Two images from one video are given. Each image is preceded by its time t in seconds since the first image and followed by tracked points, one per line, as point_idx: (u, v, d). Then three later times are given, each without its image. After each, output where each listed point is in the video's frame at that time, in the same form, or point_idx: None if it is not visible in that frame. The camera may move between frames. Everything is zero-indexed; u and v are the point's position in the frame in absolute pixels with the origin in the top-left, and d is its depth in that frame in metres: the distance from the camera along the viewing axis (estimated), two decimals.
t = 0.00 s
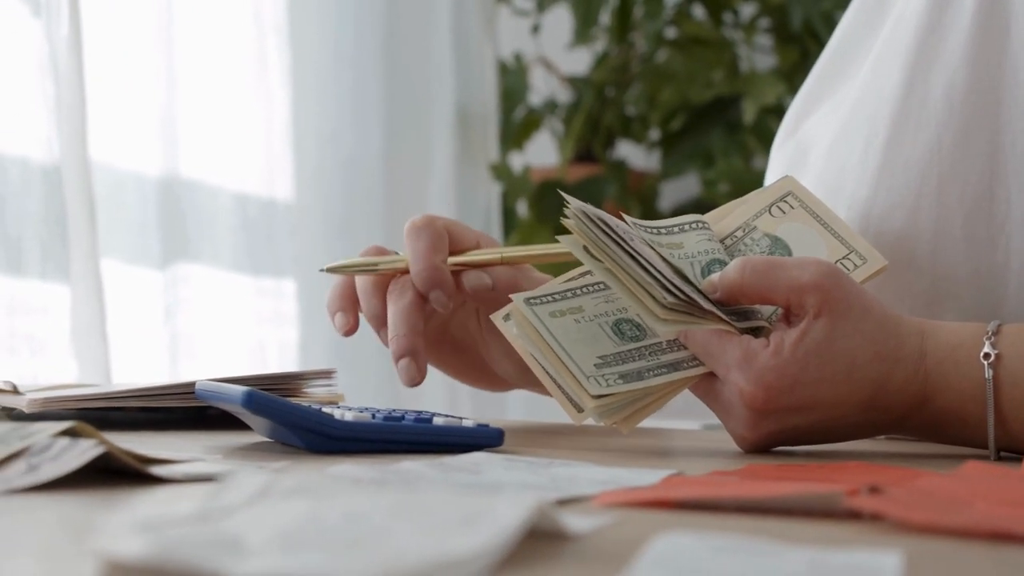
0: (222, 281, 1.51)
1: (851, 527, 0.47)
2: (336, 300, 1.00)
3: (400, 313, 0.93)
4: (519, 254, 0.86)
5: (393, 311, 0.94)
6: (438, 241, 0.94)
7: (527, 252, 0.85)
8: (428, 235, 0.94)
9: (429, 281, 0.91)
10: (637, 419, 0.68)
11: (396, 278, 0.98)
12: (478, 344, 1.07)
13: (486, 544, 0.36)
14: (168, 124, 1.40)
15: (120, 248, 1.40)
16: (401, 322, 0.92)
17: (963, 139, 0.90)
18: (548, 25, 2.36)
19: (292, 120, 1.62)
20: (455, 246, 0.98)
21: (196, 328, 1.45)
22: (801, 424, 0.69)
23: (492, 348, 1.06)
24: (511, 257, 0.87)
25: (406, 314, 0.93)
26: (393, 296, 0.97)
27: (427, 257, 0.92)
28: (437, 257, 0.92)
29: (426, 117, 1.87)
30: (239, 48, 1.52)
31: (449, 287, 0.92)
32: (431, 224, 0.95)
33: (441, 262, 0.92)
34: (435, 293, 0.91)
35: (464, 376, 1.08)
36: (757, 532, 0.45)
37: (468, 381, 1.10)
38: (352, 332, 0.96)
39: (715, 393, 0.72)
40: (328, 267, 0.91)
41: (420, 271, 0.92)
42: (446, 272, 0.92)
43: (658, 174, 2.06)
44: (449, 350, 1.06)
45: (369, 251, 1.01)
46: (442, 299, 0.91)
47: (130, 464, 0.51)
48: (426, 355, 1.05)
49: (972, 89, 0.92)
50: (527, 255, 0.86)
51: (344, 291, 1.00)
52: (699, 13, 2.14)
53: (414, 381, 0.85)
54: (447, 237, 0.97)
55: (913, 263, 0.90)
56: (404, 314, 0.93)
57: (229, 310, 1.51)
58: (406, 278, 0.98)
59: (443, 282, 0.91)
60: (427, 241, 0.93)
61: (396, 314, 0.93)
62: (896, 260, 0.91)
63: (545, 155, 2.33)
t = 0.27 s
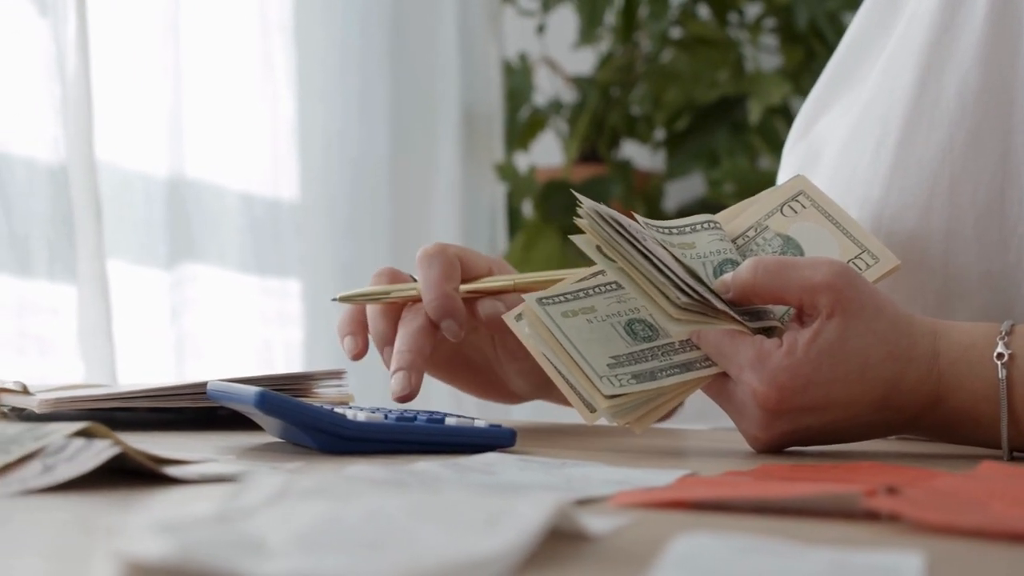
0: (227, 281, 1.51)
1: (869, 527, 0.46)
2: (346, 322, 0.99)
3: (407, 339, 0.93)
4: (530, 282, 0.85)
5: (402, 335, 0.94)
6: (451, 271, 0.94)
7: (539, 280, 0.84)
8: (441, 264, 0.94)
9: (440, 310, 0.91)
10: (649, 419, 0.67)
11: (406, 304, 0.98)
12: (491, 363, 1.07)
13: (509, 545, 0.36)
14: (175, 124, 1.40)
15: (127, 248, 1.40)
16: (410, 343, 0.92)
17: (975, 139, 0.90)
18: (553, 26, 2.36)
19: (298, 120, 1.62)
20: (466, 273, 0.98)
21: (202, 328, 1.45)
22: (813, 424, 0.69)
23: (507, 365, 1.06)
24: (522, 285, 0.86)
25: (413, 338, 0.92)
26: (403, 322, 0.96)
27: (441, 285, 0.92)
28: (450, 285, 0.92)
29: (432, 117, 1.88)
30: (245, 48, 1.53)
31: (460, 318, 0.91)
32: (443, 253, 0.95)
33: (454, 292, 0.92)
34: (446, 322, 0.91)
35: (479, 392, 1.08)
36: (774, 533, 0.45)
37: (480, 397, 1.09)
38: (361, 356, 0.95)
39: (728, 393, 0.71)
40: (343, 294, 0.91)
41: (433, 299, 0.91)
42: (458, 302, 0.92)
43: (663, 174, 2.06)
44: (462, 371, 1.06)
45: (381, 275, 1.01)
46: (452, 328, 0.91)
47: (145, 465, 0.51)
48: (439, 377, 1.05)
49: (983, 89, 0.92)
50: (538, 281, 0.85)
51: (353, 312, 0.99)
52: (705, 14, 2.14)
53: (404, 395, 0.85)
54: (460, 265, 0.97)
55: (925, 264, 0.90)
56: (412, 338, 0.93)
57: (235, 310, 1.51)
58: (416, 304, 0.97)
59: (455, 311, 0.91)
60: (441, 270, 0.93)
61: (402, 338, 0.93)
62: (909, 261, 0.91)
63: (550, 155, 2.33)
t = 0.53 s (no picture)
0: (232, 281, 1.50)
1: (883, 530, 0.46)
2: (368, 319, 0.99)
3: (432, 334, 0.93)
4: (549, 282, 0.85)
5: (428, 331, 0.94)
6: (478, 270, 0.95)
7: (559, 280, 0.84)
8: (468, 262, 0.95)
9: (468, 306, 0.92)
10: (660, 421, 0.67)
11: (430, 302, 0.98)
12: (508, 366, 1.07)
13: (526, 548, 0.36)
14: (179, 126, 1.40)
15: (131, 249, 1.40)
16: (434, 339, 0.92)
17: (986, 141, 0.90)
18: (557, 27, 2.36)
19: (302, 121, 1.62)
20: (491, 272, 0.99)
21: (206, 329, 1.45)
22: (823, 426, 0.68)
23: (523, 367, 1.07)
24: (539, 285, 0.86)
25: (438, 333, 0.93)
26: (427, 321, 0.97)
27: (468, 283, 0.92)
28: (478, 284, 0.93)
29: (436, 117, 1.88)
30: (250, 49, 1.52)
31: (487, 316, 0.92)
32: (470, 252, 0.96)
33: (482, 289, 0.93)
34: (472, 318, 0.91)
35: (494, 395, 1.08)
36: (788, 537, 0.44)
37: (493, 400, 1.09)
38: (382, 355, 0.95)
39: (737, 395, 0.71)
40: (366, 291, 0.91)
41: (459, 297, 0.92)
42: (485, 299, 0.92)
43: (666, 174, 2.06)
44: (480, 374, 1.06)
45: (404, 272, 1.00)
46: (479, 325, 0.92)
47: (157, 468, 0.51)
48: (458, 380, 1.04)
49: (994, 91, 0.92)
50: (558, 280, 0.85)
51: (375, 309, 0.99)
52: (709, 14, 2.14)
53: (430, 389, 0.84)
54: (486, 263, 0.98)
55: (934, 265, 0.91)
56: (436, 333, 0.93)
57: (240, 311, 1.51)
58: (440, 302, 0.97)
59: (482, 309, 0.92)
60: (469, 268, 0.94)
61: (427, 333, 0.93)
62: (919, 262, 0.91)
63: (554, 156, 2.33)
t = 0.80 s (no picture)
0: (236, 281, 1.50)
1: (895, 530, 0.46)
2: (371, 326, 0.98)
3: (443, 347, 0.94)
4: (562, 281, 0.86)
5: (439, 351, 0.95)
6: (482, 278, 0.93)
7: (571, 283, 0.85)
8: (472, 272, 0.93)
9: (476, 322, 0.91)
10: (668, 422, 0.67)
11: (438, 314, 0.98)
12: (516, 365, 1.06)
13: (541, 548, 0.36)
14: (183, 126, 1.40)
15: (136, 249, 1.40)
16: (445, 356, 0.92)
17: (996, 139, 0.90)
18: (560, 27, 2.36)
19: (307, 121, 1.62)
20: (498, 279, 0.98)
21: (210, 328, 1.45)
22: (832, 427, 0.68)
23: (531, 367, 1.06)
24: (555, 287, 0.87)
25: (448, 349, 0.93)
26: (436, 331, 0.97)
27: (474, 298, 0.92)
28: (484, 297, 0.92)
29: (440, 117, 1.88)
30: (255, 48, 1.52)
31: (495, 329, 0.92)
32: (474, 262, 0.95)
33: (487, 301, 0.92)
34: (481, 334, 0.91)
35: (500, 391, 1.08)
36: (800, 538, 0.44)
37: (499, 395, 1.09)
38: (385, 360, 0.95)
39: (745, 396, 0.71)
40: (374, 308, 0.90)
41: (466, 312, 0.92)
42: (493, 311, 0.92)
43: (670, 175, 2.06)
44: (488, 372, 1.05)
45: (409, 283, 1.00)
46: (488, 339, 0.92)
47: (169, 469, 0.51)
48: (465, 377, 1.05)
49: (1003, 90, 0.91)
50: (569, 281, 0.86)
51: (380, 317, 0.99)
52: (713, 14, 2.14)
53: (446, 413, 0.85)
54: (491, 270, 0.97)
55: (942, 264, 0.91)
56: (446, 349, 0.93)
57: (245, 311, 1.51)
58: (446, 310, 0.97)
59: (490, 323, 0.91)
60: (473, 279, 0.93)
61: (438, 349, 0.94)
62: (927, 262, 0.91)
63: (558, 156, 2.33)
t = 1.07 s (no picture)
0: (238, 281, 1.50)
1: (906, 530, 0.46)
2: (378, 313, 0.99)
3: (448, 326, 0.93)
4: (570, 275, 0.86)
5: (444, 329, 0.94)
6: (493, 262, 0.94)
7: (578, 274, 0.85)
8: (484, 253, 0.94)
9: (484, 298, 0.91)
10: (676, 421, 0.67)
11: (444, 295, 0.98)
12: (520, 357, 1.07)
13: (555, 548, 0.36)
14: (185, 126, 1.40)
15: (138, 249, 1.40)
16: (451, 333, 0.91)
17: (1004, 137, 0.90)
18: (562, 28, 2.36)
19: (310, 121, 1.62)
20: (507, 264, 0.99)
21: (213, 329, 1.45)
22: (839, 426, 0.68)
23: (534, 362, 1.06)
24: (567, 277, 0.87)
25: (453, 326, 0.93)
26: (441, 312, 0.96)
27: (484, 275, 0.92)
28: (494, 277, 0.93)
29: (442, 118, 1.88)
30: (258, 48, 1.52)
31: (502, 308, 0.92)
32: (486, 243, 0.96)
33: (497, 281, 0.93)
34: (488, 309, 0.91)
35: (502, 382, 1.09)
36: (811, 538, 0.44)
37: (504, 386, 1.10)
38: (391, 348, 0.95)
39: (753, 396, 0.71)
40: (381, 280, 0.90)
41: (476, 289, 0.92)
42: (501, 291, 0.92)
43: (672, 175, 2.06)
44: (491, 362, 1.06)
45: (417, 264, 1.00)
46: (494, 319, 0.92)
47: (178, 469, 0.51)
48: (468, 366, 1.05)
49: (1011, 88, 0.91)
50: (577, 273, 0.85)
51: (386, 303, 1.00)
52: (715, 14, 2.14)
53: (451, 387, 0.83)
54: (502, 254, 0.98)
55: (949, 263, 0.91)
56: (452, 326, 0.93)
57: (247, 311, 1.51)
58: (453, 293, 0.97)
59: (498, 302, 0.91)
60: (484, 259, 0.94)
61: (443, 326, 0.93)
62: (933, 261, 0.91)
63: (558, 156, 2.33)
